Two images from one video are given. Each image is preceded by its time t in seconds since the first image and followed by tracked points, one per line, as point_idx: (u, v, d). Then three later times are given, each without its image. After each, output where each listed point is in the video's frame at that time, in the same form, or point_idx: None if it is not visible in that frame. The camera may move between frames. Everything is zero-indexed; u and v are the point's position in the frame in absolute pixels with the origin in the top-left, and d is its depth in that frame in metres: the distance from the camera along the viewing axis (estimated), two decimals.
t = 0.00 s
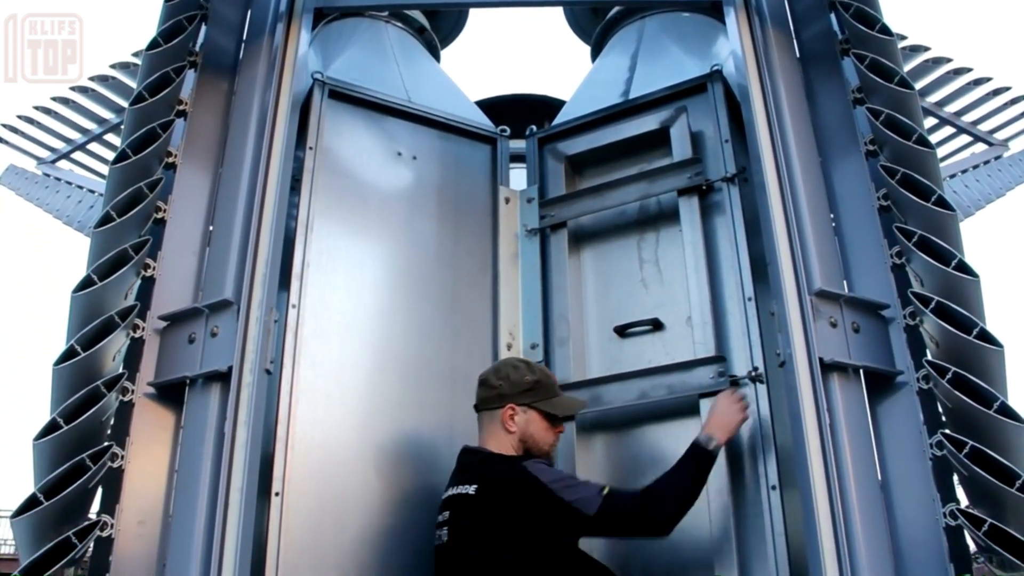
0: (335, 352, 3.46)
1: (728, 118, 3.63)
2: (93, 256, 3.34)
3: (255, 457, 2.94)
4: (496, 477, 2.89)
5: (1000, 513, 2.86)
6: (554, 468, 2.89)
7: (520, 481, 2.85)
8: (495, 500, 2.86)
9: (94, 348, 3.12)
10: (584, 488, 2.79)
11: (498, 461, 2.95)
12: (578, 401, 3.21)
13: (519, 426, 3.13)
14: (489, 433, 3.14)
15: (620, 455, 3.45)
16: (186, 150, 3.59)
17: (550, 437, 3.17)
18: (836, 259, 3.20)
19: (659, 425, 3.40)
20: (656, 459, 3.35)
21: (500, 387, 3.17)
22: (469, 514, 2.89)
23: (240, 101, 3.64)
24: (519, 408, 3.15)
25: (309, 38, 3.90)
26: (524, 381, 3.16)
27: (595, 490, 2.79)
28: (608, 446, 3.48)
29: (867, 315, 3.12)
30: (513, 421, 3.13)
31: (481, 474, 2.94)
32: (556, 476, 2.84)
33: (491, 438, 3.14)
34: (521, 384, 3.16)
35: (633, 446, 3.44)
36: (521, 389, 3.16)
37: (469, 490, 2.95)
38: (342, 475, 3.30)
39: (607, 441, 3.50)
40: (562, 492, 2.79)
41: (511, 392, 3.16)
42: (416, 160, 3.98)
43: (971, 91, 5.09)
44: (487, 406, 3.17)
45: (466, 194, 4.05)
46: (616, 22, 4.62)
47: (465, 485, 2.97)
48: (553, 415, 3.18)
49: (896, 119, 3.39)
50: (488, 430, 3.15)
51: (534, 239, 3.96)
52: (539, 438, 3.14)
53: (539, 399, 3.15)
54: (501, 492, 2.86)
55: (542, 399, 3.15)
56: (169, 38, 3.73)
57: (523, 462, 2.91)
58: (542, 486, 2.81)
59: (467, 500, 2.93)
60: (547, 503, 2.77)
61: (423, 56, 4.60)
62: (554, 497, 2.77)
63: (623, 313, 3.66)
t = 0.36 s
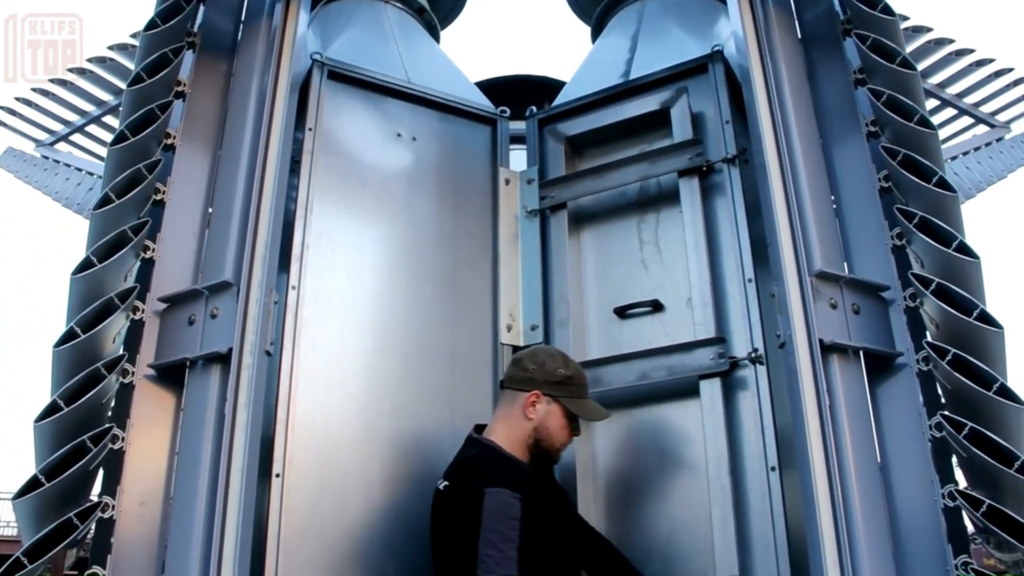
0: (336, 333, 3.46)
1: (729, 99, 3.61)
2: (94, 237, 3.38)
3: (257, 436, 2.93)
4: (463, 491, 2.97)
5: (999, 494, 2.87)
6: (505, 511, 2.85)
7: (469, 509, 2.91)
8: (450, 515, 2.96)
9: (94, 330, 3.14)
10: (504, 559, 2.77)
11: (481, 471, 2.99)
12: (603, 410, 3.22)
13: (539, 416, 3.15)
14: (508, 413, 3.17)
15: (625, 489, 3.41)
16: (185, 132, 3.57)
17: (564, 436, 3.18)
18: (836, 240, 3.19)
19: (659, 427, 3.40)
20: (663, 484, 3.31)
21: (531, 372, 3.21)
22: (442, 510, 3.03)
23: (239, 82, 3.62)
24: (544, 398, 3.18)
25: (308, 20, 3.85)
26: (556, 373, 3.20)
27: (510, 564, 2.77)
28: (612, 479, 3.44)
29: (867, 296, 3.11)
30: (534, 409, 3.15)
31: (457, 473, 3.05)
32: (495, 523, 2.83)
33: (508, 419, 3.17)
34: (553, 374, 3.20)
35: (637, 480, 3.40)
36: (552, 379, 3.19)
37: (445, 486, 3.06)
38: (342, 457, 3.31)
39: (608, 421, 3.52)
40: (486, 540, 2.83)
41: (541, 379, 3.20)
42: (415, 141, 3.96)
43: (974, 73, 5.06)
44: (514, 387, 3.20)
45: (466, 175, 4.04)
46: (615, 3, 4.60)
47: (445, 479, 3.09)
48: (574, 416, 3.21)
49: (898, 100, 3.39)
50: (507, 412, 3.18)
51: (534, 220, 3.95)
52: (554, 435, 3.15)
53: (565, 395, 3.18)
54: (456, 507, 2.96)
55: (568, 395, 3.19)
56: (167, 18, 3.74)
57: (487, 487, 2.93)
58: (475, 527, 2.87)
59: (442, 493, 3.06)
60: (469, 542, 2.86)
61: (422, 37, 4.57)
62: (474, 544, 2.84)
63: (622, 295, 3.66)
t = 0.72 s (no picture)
0: (336, 314, 3.46)
1: (731, 80, 3.59)
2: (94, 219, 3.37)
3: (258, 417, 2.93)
4: (558, 480, 2.78)
5: (998, 476, 2.88)
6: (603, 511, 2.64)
7: (567, 500, 2.73)
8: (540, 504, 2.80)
9: (94, 312, 3.14)
10: (597, 560, 2.58)
11: (574, 461, 2.80)
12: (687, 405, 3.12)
13: (621, 404, 3.05)
14: (590, 396, 3.07)
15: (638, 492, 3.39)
16: (184, 113, 3.56)
17: (644, 426, 3.10)
18: (837, 221, 3.17)
19: (665, 425, 3.39)
20: (683, 484, 3.29)
21: (618, 359, 3.10)
22: (530, 494, 2.86)
23: (238, 62, 3.61)
24: (628, 385, 3.08)
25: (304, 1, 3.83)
26: (647, 362, 3.09)
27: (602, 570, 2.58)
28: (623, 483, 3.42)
29: (867, 278, 3.10)
30: (617, 396, 3.05)
31: (548, 458, 2.87)
32: (592, 520, 2.63)
33: (590, 402, 3.07)
34: (641, 363, 3.09)
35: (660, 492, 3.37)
36: (638, 368, 3.08)
37: (533, 469, 2.89)
38: (343, 438, 3.31)
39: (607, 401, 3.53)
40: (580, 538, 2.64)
41: (629, 367, 3.08)
42: (415, 122, 3.95)
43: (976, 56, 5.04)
44: (599, 372, 3.09)
45: (466, 157, 4.02)
46: None
47: (532, 461, 2.91)
48: (657, 408, 3.11)
49: (899, 81, 3.38)
50: (590, 396, 3.08)
51: (534, 201, 3.95)
52: (633, 425, 3.06)
53: (650, 386, 3.08)
54: (547, 497, 2.79)
55: (655, 387, 3.08)
56: None
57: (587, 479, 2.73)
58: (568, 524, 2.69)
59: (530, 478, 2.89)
60: (563, 538, 2.69)
61: (422, 18, 4.55)
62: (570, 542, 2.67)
63: (623, 276, 3.66)
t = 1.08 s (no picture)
0: (337, 295, 3.46)
1: (732, 61, 3.57)
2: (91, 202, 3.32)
3: (258, 398, 2.94)
4: (626, 445, 2.84)
5: (997, 458, 2.88)
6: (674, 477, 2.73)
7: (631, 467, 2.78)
8: (610, 467, 2.82)
9: (94, 295, 3.12)
10: (661, 525, 2.69)
11: (641, 429, 2.87)
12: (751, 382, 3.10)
13: (687, 378, 3.07)
14: (656, 369, 3.09)
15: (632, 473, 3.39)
16: (183, 95, 3.55)
17: (707, 400, 3.12)
18: (838, 203, 3.17)
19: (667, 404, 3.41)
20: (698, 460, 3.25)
21: (687, 333, 3.08)
22: (590, 458, 2.92)
23: (236, 43, 3.59)
24: (695, 360, 3.07)
25: None
26: (713, 339, 3.07)
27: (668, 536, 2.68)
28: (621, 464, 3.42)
29: (867, 260, 3.10)
30: (684, 370, 3.07)
31: (616, 425, 2.92)
32: (657, 487, 2.72)
33: (656, 373, 3.10)
34: (708, 339, 3.07)
35: (691, 455, 3.25)
36: (706, 344, 3.07)
37: (598, 434, 2.94)
38: (344, 419, 3.32)
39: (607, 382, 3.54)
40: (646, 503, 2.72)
41: (696, 342, 3.07)
42: (415, 104, 3.93)
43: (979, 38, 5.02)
44: (666, 344, 3.10)
45: (466, 139, 4.01)
46: None
47: (597, 427, 2.96)
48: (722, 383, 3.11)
49: (902, 62, 3.34)
50: (655, 367, 3.10)
51: (534, 183, 3.94)
52: (697, 399, 3.08)
53: (717, 362, 3.06)
54: (617, 460, 2.82)
55: (721, 364, 3.06)
56: None
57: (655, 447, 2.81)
58: (637, 487, 2.74)
59: (594, 443, 2.94)
60: (625, 505, 2.75)
61: None
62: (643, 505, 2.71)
63: (624, 258, 3.65)
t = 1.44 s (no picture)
0: (337, 279, 3.46)
1: (734, 44, 3.55)
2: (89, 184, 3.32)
3: (258, 380, 2.94)
4: (627, 427, 2.88)
5: (997, 440, 2.88)
6: (686, 451, 2.78)
7: (635, 448, 2.84)
8: (611, 448, 2.88)
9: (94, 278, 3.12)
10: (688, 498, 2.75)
11: (644, 409, 2.90)
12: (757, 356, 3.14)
13: (700, 361, 3.06)
14: (670, 351, 3.08)
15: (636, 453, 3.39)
16: (181, 77, 3.53)
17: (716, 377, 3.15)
18: (839, 186, 3.16)
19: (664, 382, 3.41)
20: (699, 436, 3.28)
21: (703, 316, 3.05)
22: (591, 439, 2.97)
23: (235, 25, 3.57)
24: (708, 342, 3.06)
25: None
26: (726, 321, 3.05)
27: (701, 502, 2.74)
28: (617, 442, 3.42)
29: (868, 242, 3.09)
30: (697, 353, 3.06)
31: (617, 406, 2.95)
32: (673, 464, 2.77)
33: (669, 355, 3.08)
34: (722, 321, 3.06)
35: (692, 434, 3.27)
36: (719, 326, 3.05)
37: (600, 414, 2.98)
38: (344, 402, 3.32)
39: (607, 362, 3.54)
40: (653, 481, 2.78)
41: (710, 324, 3.05)
42: (415, 86, 3.92)
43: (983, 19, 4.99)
44: (682, 327, 3.06)
45: (466, 122, 3.99)
46: None
47: (598, 406, 3.00)
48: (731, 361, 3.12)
49: (904, 43, 3.33)
50: (669, 349, 3.08)
51: (534, 165, 3.93)
52: (708, 378, 3.09)
53: (729, 343, 3.06)
54: (617, 442, 2.88)
55: (732, 345, 3.07)
56: None
57: (656, 424, 2.85)
58: (638, 468, 2.81)
59: (596, 422, 2.99)
60: (631, 484, 2.81)
61: None
62: (656, 480, 2.78)
63: (624, 240, 3.64)
